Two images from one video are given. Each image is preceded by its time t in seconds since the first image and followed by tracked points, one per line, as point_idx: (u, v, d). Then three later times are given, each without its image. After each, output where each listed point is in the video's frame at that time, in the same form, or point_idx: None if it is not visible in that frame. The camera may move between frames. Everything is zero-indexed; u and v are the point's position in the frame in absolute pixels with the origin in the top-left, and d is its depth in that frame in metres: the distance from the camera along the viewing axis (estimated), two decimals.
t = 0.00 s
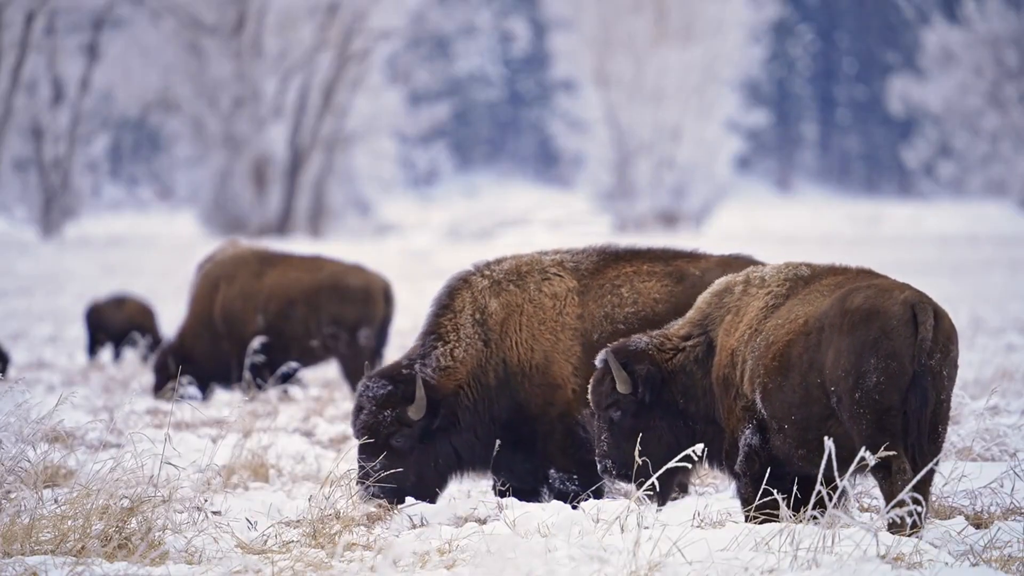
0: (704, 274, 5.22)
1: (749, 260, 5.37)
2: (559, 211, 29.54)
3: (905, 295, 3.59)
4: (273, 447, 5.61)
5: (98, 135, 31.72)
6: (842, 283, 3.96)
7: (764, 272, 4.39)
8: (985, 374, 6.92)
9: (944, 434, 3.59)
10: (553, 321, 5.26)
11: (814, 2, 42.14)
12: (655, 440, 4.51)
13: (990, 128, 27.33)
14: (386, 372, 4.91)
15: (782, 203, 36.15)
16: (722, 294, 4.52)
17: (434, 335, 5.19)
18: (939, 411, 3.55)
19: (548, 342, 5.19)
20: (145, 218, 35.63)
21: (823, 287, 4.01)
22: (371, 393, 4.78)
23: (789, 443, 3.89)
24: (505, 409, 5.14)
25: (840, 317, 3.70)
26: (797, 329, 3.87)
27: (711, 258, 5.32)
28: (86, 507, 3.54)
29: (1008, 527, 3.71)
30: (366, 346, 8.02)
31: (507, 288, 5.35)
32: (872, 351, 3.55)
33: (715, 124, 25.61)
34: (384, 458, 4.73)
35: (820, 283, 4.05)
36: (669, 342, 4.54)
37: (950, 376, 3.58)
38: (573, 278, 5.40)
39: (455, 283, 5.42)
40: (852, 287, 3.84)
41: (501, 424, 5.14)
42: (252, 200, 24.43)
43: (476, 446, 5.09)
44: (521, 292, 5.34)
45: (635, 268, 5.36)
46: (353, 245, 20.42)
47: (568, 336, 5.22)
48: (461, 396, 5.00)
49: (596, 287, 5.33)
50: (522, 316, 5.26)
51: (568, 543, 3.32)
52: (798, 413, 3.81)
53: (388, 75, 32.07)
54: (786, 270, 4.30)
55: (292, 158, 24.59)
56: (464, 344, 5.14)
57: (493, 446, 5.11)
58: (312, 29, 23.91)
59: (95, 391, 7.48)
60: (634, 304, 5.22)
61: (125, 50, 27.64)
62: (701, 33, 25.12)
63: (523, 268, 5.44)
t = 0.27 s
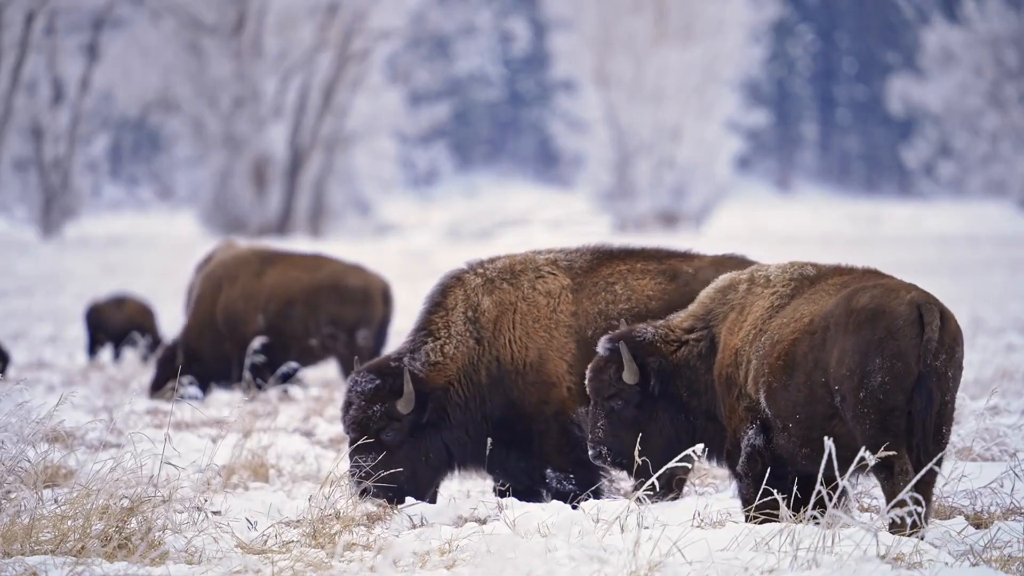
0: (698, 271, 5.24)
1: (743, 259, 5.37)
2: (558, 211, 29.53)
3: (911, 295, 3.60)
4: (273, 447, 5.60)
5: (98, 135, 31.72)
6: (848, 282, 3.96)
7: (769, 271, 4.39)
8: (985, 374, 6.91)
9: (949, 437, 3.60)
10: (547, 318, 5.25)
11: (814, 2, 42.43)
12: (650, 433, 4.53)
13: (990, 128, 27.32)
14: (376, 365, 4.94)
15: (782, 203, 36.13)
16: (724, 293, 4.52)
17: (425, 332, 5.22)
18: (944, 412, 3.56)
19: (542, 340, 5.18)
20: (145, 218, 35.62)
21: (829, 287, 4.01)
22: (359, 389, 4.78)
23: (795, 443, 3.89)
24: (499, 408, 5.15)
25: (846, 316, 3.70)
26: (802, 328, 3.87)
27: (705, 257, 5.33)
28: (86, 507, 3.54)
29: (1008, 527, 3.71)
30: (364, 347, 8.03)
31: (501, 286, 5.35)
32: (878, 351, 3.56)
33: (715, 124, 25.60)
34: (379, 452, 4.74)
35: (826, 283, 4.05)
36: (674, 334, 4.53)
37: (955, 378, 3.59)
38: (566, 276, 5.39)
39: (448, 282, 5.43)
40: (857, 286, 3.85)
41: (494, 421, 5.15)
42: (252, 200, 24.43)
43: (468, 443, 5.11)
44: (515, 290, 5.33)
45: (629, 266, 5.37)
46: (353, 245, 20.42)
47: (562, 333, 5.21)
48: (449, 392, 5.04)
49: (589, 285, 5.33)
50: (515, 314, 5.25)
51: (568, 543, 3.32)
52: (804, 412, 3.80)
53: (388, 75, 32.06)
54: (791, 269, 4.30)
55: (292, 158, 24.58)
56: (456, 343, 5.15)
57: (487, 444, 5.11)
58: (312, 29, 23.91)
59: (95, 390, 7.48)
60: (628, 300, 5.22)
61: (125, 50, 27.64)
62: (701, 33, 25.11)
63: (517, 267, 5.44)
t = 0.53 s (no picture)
0: (693, 270, 5.28)
1: (736, 259, 5.42)
2: (558, 211, 29.53)
3: (915, 294, 3.62)
4: (273, 447, 5.60)
5: (98, 135, 31.73)
6: (852, 282, 3.99)
7: (773, 269, 4.41)
8: (986, 374, 6.91)
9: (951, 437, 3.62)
10: (540, 316, 5.27)
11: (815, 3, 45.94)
12: (652, 428, 4.52)
13: (990, 128, 27.32)
14: (375, 362, 4.90)
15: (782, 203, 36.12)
16: (724, 293, 4.55)
17: (422, 327, 5.21)
18: (947, 413, 3.58)
19: (536, 338, 5.20)
20: (145, 218, 35.61)
21: (833, 288, 4.03)
22: (363, 385, 4.72)
23: (801, 443, 3.91)
24: (494, 406, 5.15)
25: (849, 315, 3.73)
26: (807, 328, 3.89)
27: (699, 256, 5.38)
28: (86, 507, 3.54)
29: (1008, 528, 3.71)
30: (362, 347, 8.02)
31: (495, 284, 5.36)
32: (881, 351, 3.58)
33: (715, 124, 25.60)
34: (382, 449, 4.71)
35: (831, 284, 4.07)
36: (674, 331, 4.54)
37: (958, 378, 3.62)
38: (560, 274, 5.41)
39: (442, 279, 5.43)
40: (860, 286, 3.87)
41: (489, 418, 5.15)
42: (252, 200, 24.44)
43: (464, 440, 5.10)
44: (510, 288, 5.34)
45: (622, 264, 5.40)
46: (353, 245, 20.41)
47: (556, 331, 5.24)
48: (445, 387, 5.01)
49: (582, 283, 5.35)
50: (509, 311, 5.27)
51: (568, 543, 3.32)
52: (808, 413, 3.83)
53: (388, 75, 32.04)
54: (796, 268, 4.32)
55: (292, 158, 24.57)
56: (451, 338, 5.15)
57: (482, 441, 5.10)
58: (312, 29, 23.92)
59: (95, 390, 7.48)
60: (621, 298, 5.26)
61: (125, 50, 27.64)
62: (700, 33, 25.11)
63: (511, 265, 5.45)
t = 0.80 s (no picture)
0: (687, 268, 5.28)
1: (732, 258, 5.42)
2: (558, 211, 29.53)
3: (925, 294, 3.66)
4: (273, 447, 5.61)
5: (98, 135, 31.73)
6: (857, 281, 4.03)
7: (768, 269, 4.46)
8: (986, 374, 6.91)
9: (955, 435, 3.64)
10: (536, 314, 5.30)
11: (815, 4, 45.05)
12: (662, 418, 4.51)
13: (990, 128, 27.30)
14: (377, 357, 4.89)
15: (782, 203, 36.11)
16: (714, 294, 4.57)
17: (421, 321, 5.21)
18: (953, 415, 3.62)
19: (533, 336, 5.22)
20: (145, 218, 35.62)
21: (836, 288, 4.07)
22: (370, 381, 4.72)
23: (805, 443, 3.95)
24: (490, 402, 5.16)
25: (855, 314, 3.77)
26: (812, 327, 3.93)
27: (694, 254, 5.39)
28: (86, 506, 3.54)
29: (1008, 527, 3.71)
30: (364, 347, 8.02)
31: (493, 281, 5.38)
32: (888, 351, 3.62)
33: (716, 124, 25.59)
34: (390, 444, 4.68)
35: (833, 283, 4.10)
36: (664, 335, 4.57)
37: (963, 380, 3.67)
38: (554, 274, 5.44)
39: (440, 274, 5.43)
40: (864, 286, 3.91)
41: (483, 416, 5.16)
42: (252, 200, 24.43)
43: (463, 438, 5.09)
44: (506, 285, 5.36)
45: (616, 262, 5.42)
46: (352, 245, 20.42)
47: (552, 329, 5.25)
48: (447, 383, 4.98)
49: (578, 282, 5.37)
50: (507, 309, 5.28)
51: (568, 543, 3.32)
52: (813, 411, 3.87)
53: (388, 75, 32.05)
54: (792, 268, 4.38)
55: (292, 158, 24.55)
56: (450, 333, 5.14)
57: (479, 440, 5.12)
58: (312, 29, 23.91)
59: (95, 390, 7.49)
60: (615, 296, 5.26)
61: (125, 50, 27.63)
62: (701, 33, 25.10)
63: (508, 263, 5.48)
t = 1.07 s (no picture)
0: (678, 271, 5.41)
1: (722, 259, 5.53)
2: (558, 211, 29.53)
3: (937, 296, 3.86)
4: (273, 447, 5.61)
5: (98, 135, 31.74)
6: (852, 283, 4.23)
7: (755, 275, 4.63)
8: (986, 374, 6.91)
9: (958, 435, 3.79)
10: (536, 315, 5.35)
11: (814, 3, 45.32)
12: (651, 423, 4.60)
13: (990, 128, 27.29)
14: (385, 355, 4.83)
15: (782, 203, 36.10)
16: (694, 301, 4.70)
17: (425, 321, 5.17)
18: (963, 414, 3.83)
19: (532, 336, 5.28)
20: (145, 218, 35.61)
21: (831, 291, 4.25)
22: (381, 377, 4.66)
23: (808, 446, 4.17)
24: (486, 403, 5.17)
25: (865, 317, 3.97)
26: (815, 331, 4.13)
27: (686, 256, 5.51)
28: (86, 507, 3.54)
29: (1007, 528, 3.71)
30: (365, 346, 8.00)
31: (493, 281, 5.41)
32: (906, 352, 3.80)
33: (715, 124, 25.59)
34: (397, 441, 4.60)
35: (831, 287, 4.27)
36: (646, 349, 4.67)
37: (972, 380, 3.87)
38: (551, 275, 5.49)
39: (441, 275, 5.43)
40: (868, 288, 4.09)
41: (482, 418, 5.17)
42: (252, 200, 24.44)
43: (463, 439, 5.07)
44: (507, 286, 5.41)
45: (610, 265, 5.50)
46: (353, 245, 20.42)
47: (551, 329, 5.33)
48: (457, 381, 4.98)
49: (575, 284, 5.44)
50: (509, 309, 5.33)
51: (568, 543, 3.32)
52: (819, 413, 4.08)
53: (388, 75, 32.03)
54: (777, 273, 4.57)
55: (292, 158, 24.56)
56: (455, 333, 5.13)
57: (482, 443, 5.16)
58: (312, 29, 23.92)
59: (95, 390, 7.49)
60: (612, 301, 5.36)
61: (125, 50, 27.64)
62: (700, 33, 25.10)
63: (508, 263, 5.53)
